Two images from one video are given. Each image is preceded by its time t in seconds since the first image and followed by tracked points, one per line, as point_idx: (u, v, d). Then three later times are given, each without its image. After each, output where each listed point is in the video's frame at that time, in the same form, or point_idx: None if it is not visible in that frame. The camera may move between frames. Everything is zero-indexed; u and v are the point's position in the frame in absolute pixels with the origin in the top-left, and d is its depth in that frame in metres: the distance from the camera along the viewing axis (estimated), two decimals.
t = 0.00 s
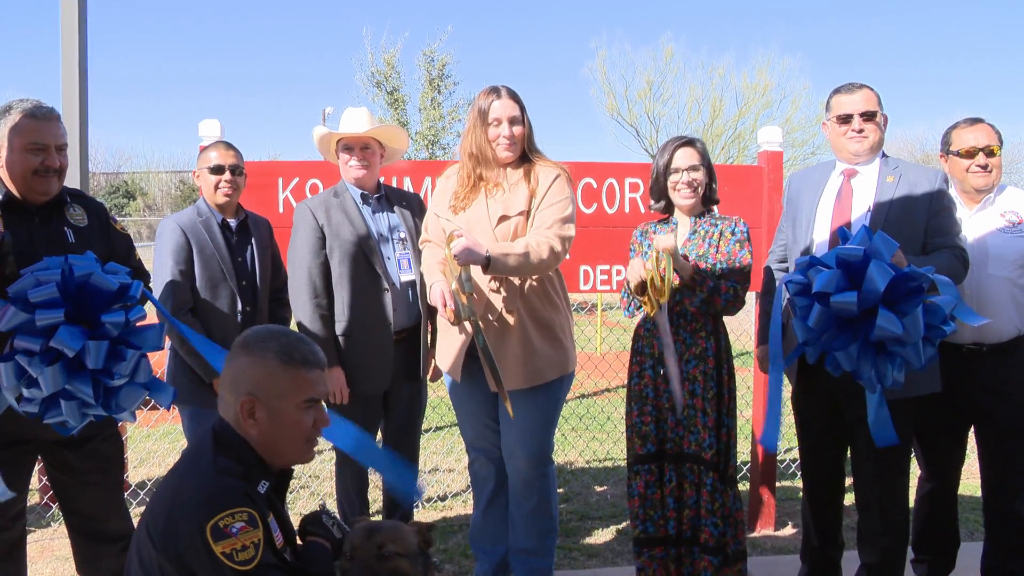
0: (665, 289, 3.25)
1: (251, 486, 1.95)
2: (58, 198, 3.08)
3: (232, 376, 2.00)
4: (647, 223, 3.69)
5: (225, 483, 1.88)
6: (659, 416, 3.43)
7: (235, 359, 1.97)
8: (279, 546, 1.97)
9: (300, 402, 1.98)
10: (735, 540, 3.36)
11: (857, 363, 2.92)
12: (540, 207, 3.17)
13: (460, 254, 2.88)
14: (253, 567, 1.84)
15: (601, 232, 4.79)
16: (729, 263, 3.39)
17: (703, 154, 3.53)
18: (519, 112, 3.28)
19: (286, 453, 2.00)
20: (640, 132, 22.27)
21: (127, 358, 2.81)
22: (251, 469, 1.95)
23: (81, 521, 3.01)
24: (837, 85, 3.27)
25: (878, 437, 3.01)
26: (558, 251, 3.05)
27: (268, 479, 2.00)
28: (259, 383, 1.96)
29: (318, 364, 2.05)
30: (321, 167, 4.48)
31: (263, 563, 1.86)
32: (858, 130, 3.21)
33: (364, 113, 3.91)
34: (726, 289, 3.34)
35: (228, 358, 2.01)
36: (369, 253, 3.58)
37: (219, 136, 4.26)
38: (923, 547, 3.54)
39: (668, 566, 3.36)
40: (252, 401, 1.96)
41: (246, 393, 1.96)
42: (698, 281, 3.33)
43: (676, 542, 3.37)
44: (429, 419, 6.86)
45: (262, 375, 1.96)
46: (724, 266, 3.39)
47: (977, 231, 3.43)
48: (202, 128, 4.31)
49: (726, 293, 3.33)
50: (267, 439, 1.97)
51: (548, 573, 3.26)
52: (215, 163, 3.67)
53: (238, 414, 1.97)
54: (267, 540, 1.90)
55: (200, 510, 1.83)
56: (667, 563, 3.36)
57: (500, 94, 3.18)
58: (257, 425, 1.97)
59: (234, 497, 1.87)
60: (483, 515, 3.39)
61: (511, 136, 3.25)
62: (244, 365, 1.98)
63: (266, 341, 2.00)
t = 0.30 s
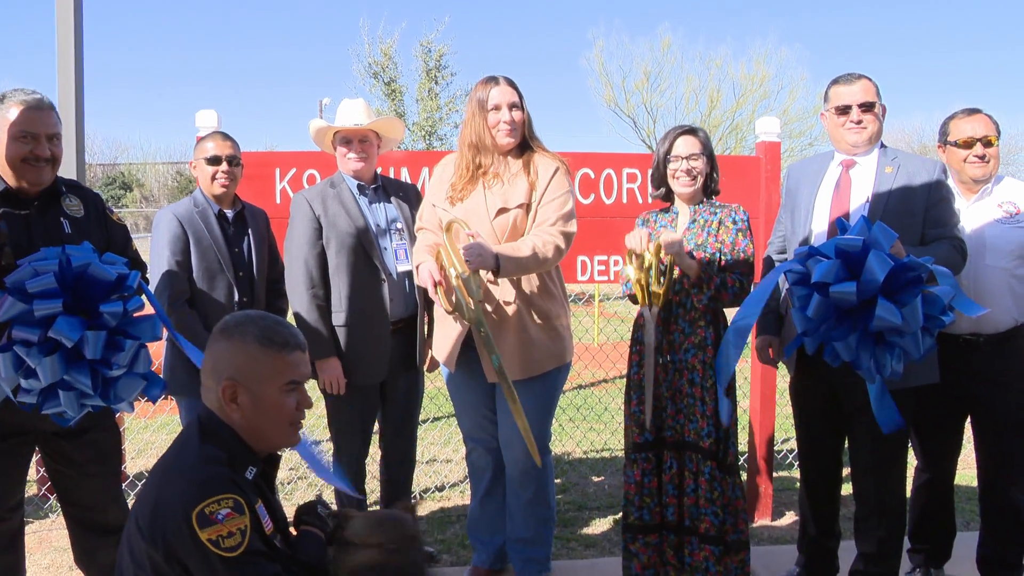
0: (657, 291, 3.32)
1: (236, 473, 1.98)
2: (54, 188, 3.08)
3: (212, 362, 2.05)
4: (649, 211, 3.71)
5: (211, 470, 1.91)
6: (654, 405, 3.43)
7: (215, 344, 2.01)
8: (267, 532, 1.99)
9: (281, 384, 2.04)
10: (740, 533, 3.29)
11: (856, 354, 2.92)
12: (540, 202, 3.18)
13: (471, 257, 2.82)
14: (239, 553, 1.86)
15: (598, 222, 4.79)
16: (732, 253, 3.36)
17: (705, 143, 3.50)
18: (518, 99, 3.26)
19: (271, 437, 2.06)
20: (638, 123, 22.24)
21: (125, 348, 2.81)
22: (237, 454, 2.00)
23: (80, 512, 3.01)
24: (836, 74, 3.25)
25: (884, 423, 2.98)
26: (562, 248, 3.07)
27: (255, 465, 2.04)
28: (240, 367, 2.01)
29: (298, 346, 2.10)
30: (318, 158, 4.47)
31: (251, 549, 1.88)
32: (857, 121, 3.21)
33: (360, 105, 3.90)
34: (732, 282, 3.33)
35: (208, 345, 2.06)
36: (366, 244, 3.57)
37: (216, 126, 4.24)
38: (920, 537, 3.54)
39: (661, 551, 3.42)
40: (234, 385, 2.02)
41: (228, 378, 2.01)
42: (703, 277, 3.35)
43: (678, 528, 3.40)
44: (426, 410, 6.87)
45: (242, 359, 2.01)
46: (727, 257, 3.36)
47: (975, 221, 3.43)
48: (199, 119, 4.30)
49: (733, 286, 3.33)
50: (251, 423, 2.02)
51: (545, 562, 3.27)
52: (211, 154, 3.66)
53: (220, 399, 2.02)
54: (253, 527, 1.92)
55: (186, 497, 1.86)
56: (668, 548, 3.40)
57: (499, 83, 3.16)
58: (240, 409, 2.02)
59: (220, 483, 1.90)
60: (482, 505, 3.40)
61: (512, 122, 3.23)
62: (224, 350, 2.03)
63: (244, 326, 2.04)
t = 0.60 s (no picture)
0: (658, 279, 3.28)
1: (227, 467, 2.01)
2: (51, 180, 3.07)
3: (205, 352, 2.05)
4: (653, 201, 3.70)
5: (199, 464, 1.94)
6: (649, 398, 3.42)
7: (207, 334, 2.02)
8: (258, 528, 2.03)
9: (272, 375, 2.04)
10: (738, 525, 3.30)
11: (856, 346, 2.92)
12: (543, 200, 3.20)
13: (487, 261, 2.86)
14: (222, 548, 1.88)
15: (596, 215, 4.78)
16: (729, 248, 3.34)
17: (699, 134, 3.43)
18: (515, 89, 3.24)
19: (260, 428, 2.06)
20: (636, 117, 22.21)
21: (125, 341, 2.81)
22: (227, 447, 2.02)
23: (80, 506, 3.01)
24: (836, 68, 3.25)
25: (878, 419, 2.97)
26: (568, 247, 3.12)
27: (247, 458, 2.06)
28: (231, 357, 2.02)
29: (291, 338, 2.10)
30: (315, 151, 4.46)
31: (235, 545, 1.90)
32: (858, 115, 3.20)
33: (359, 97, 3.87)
34: (729, 278, 3.34)
35: (202, 335, 2.07)
36: (365, 237, 3.57)
37: (214, 119, 4.24)
38: (919, 529, 3.53)
39: (648, 544, 3.41)
40: (225, 375, 2.02)
41: (219, 367, 2.01)
42: (703, 271, 3.34)
43: (670, 522, 3.37)
44: (425, 404, 6.87)
45: (233, 348, 2.01)
46: (725, 252, 3.34)
47: (974, 212, 3.42)
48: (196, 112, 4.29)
49: (732, 283, 3.34)
50: (240, 413, 2.03)
51: (545, 555, 3.32)
52: (208, 148, 3.66)
53: (212, 389, 2.03)
54: (240, 522, 1.95)
55: (173, 490, 1.90)
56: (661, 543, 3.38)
57: (496, 75, 3.14)
58: (230, 399, 2.03)
59: (207, 477, 1.93)
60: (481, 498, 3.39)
61: (508, 112, 3.22)
62: (216, 340, 2.03)
63: (237, 316, 2.05)
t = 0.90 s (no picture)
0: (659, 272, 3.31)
1: (225, 459, 2.01)
2: (51, 173, 3.07)
3: (209, 343, 2.04)
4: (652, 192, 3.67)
5: (195, 454, 1.95)
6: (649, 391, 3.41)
7: (211, 325, 2.01)
8: (255, 520, 2.04)
9: (275, 369, 2.03)
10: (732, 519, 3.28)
11: (861, 338, 2.92)
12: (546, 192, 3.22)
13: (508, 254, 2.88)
14: (216, 540, 1.88)
15: (597, 207, 4.78)
16: (727, 240, 3.34)
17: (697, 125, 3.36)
18: (512, 82, 3.24)
19: (263, 420, 2.07)
20: (637, 110, 22.17)
21: (125, 334, 2.81)
22: (225, 439, 2.02)
23: (81, 499, 3.02)
24: (840, 59, 3.22)
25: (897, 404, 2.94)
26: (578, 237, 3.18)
27: (247, 450, 2.06)
28: (234, 348, 2.01)
29: (296, 331, 2.09)
30: (315, 144, 4.45)
31: (226, 538, 1.90)
32: (860, 108, 3.20)
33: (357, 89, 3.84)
34: (729, 271, 3.32)
35: (207, 325, 2.05)
36: (364, 229, 3.57)
37: (213, 111, 4.23)
38: (919, 523, 3.53)
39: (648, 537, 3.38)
40: (229, 366, 2.02)
41: (222, 359, 2.01)
42: (703, 264, 3.30)
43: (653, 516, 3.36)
44: (425, 396, 6.87)
45: (237, 339, 2.00)
46: (725, 246, 3.34)
47: (975, 205, 3.41)
48: (196, 104, 4.28)
49: (729, 275, 3.32)
50: (243, 404, 2.03)
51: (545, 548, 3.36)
52: (208, 140, 3.66)
53: (215, 379, 2.03)
54: (235, 515, 1.96)
55: (169, 480, 1.91)
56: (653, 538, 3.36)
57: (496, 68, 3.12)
58: (234, 390, 2.03)
59: (203, 468, 1.94)
60: (481, 489, 3.39)
61: (506, 104, 3.21)
62: (221, 331, 2.02)
63: (243, 308, 2.03)
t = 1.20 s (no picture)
0: (663, 278, 3.32)
1: (232, 457, 2.02)
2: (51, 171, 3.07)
3: (215, 342, 2.05)
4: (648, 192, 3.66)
5: (202, 453, 1.95)
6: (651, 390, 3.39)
7: (218, 325, 2.02)
8: (262, 519, 2.04)
9: (283, 369, 2.05)
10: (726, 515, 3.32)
11: (866, 338, 2.92)
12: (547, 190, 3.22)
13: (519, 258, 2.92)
14: (225, 539, 1.89)
15: (598, 206, 4.77)
16: (730, 239, 3.33)
17: (698, 120, 3.42)
18: (513, 81, 3.25)
19: (269, 419, 2.08)
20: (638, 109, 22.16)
21: (127, 332, 2.82)
22: (230, 438, 2.03)
23: (82, 497, 3.02)
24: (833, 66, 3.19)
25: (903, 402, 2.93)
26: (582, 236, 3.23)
27: (252, 449, 2.07)
28: (241, 347, 2.02)
29: (301, 331, 2.11)
30: (314, 142, 4.44)
31: (235, 537, 1.91)
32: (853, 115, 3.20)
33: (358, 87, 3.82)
34: (732, 271, 3.30)
35: (213, 324, 2.06)
36: (363, 228, 3.57)
37: (214, 110, 4.23)
38: (919, 522, 3.52)
39: (642, 536, 3.38)
40: (236, 366, 2.03)
41: (230, 358, 2.02)
42: (706, 266, 3.28)
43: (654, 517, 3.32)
44: (426, 395, 6.88)
45: (245, 339, 2.01)
46: (727, 244, 3.33)
47: (976, 204, 3.41)
48: (196, 103, 4.28)
49: (731, 274, 3.30)
50: (250, 403, 2.04)
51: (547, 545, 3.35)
52: (208, 139, 3.65)
53: (222, 378, 2.03)
54: (243, 514, 1.96)
55: (177, 479, 1.91)
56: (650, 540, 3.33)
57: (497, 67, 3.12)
58: (241, 389, 2.04)
59: (211, 467, 1.94)
60: (481, 488, 3.39)
61: (507, 103, 3.22)
62: (228, 330, 2.03)
63: (250, 308, 2.05)
